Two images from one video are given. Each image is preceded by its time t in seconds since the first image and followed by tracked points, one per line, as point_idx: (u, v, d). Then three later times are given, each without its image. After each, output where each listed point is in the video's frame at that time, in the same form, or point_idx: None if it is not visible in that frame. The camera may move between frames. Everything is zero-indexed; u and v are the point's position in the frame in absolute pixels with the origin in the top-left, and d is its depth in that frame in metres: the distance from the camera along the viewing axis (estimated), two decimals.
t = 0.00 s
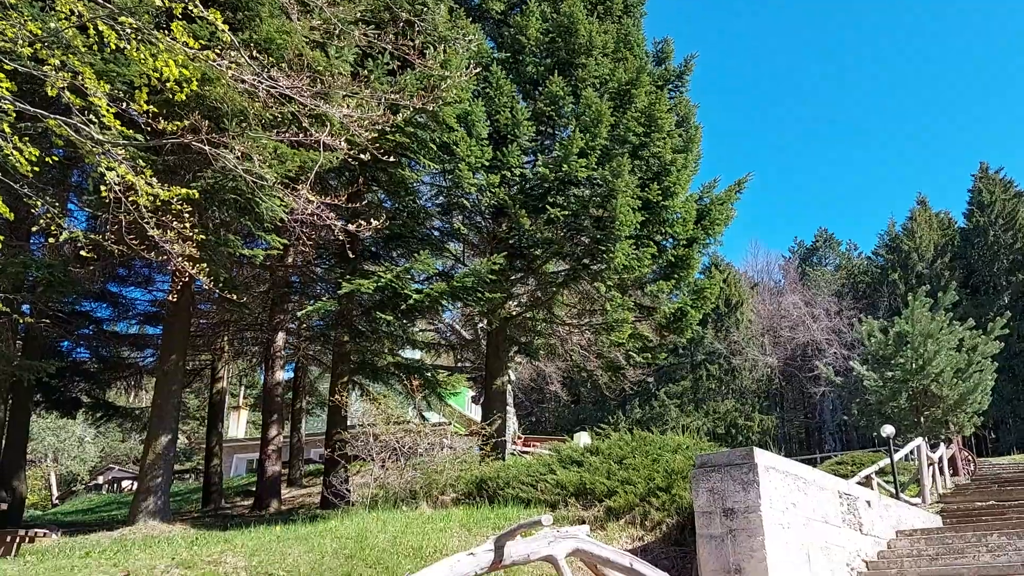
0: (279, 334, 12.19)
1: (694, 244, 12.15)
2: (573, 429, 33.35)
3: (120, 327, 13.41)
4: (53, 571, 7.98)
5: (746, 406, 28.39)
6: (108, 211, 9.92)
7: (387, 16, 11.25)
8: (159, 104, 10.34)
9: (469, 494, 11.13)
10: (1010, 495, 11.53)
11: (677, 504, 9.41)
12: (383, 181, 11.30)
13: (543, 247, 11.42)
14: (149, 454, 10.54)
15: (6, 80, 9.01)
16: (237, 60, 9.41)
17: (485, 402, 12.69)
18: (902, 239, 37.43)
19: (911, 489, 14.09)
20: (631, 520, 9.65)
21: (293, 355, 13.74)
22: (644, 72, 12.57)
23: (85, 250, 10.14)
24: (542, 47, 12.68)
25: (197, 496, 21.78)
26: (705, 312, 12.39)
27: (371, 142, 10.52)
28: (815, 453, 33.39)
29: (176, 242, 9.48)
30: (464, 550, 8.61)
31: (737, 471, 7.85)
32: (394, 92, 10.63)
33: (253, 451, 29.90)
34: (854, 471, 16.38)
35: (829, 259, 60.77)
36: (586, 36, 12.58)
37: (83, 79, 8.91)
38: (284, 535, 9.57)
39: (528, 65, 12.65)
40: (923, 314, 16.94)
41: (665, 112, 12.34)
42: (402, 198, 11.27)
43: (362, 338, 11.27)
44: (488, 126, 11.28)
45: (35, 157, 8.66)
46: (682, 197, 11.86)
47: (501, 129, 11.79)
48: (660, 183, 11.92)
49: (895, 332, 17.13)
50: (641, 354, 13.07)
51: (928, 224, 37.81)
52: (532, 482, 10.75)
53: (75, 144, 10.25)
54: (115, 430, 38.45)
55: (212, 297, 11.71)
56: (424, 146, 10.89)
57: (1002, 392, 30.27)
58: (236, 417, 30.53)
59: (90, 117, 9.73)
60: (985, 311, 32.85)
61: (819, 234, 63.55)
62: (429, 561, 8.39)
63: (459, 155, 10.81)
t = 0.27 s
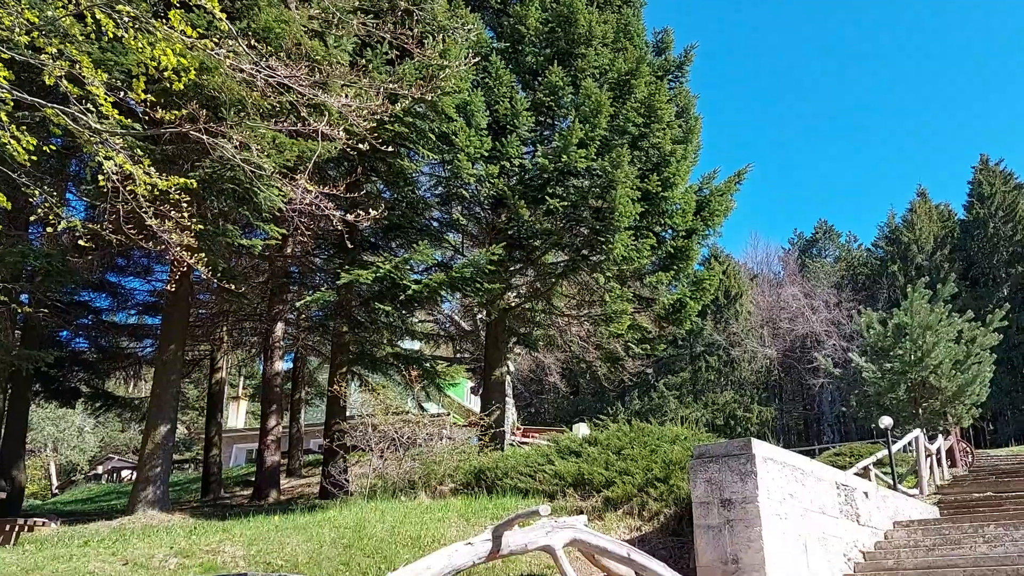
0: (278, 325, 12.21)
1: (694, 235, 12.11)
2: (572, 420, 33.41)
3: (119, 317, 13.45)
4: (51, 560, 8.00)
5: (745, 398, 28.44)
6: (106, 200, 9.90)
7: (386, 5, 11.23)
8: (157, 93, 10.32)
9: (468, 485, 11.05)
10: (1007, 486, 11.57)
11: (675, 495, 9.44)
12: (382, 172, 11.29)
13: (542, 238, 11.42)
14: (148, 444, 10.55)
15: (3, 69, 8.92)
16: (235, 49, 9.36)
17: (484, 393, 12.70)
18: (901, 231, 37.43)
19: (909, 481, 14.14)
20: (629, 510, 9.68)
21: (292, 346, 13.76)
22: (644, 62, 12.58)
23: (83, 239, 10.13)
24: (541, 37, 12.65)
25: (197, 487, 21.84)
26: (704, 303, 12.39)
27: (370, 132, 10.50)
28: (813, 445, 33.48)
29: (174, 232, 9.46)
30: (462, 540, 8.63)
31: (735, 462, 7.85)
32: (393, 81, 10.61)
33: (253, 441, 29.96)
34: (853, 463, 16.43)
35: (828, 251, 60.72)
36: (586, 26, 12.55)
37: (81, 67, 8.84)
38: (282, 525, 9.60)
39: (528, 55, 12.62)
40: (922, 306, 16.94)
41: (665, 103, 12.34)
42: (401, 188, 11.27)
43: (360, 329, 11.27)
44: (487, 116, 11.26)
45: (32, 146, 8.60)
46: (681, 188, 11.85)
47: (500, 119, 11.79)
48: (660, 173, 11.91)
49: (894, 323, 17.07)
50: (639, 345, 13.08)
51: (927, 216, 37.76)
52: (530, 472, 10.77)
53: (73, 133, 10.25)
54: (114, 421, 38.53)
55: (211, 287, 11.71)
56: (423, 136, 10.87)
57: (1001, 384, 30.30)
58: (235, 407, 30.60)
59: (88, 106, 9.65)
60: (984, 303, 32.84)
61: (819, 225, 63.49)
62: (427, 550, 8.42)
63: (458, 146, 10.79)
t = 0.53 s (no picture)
0: (277, 318, 12.22)
1: (693, 229, 12.11)
2: (571, 413, 33.47)
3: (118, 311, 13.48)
4: (50, 552, 8.03)
5: (744, 392, 28.49)
6: (104, 193, 9.89)
7: None
8: (155, 87, 10.32)
9: (466, 479, 10.99)
10: (1004, 481, 11.60)
11: (673, 489, 9.46)
12: (380, 165, 11.29)
13: (541, 232, 11.42)
14: (146, 437, 10.57)
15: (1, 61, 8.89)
16: (234, 42, 9.33)
17: (483, 387, 12.71)
18: (901, 226, 37.42)
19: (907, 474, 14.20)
20: (627, 504, 9.70)
21: (291, 339, 13.80)
22: (644, 56, 12.58)
23: (81, 233, 10.13)
24: (541, 31, 12.63)
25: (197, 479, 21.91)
26: (704, 298, 12.42)
27: (369, 125, 10.50)
28: (812, 439, 33.57)
29: (172, 225, 9.46)
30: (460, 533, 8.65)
31: (733, 456, 7.86)
32: (392, 75, 10.60)
33: (252, 435, 29.97)
34: (851, 456, 16.47)
35: (828, 246, 60.70)
36: (585, 20, 12.55)
37: (78, 60, 8.80)
38: (280, 518, 9.62)
39: (527, 48, 12.60)
40: (921, 300, 16.97)
41: (664, 97, 12.25)
42: (400, 182, 11.27)
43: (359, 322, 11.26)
44: (486, 110, 11.27)
45: (30, 138, 8.57)
46: (681, 182, 11.86)
47: (500, 113, 11.80)
48: (659, 167, 11.92)
49: (893, 318, 17.07)
50: (639, 339, 13.12)
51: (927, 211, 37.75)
52: (529, 466, 10.78)
53: (71, 126, 10.25)
54: (114, 413, 38.62)
55: (210, 280, 11.72)
56: (422, 130, 10.87)
57: (999, 378, 30.34)
58: (234, 399, 30.65)
59: (86, 99, 9.60)
60: (983, 297, 32.85)
61: (819, 219, 63.42)
62: (425, 543, 8.44)
63: (457, 139, 10.81)
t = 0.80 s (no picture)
0: (277, 310, 12.23)
1: (692, 223, 12.11)
2: (571, 407, 33.52)
3: (118, 302, 13.50)
4: (49, 543, 8.07)
5: (743, 386, 28.54)
6: (104, 185, 9.88)
7: None
8: (154, 78, 10.30)
9: (465, 471, 11.09)
10: (1002, 476, 11.64)
11: (671, 482, 9.50)
12: (380, 158, 11.28)
13: (540, 225, 11.44)
14: (146, 428, 10.60)
15: None
16: (233, 34, 9.31)
17: (482, 380, 12.75)
18: (901, 221, 37.41)
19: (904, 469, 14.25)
20: (625, 497, 9.72)
21: (291, 332, 13.83)
22: (644, 50, 12.57)
23: (80, 224, 10.14)
24: (541, 23, 12.62)
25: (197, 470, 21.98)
26: (702, 292, 12.45)
27: (368, 118, 10.49)
28: (811, 433, 33.63)
29: (171, 217, 9.46)
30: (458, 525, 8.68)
31: (731, 450, 7.88)
32: (392, 67, 10.58)
33: (251, 427, 30.00)
34: (849, 451, 16.51)
35: (828, 240, 60.66)
36: (585, 13, 12.53)
37: (77, 51, 8.77)
38: (279, 510, 9.66)
39: (527, 41, 12.58)
40: (920, 295, 16.97)
41: (664, 90, 12.33)
42: (399, 174, 11.26)
43: (358, 315, 11.29)
44: (486, 103, 11.27)
45: (29, 129, 8.56)
46: (680, 176, 11.86)
47: (499, 106, 11.79)
48: (659, 161, 11.92)
49: (892, 312, 17.08)
50: (638, 332, 13.16)
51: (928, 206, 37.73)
52: (527, 459, 10.80)
53: (70, 117, 10.23)
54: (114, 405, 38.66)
55: (209, 273, 11.74)
56: (422, 123, 10.86)
57: (999, 374, 30.36)
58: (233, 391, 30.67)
59: (84, 90, 9.57)
60: (983, 293, 32.84)
61: (820, 213, 63.32)
62: (423, 535, 8.47)
63: (457, 132, 10.80)
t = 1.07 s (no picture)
0: (274, 305, 12.13)
1: (690, 218, 12.10)
2: (568, 403, 33.54)
3: (115, 296, 13.48)
4: (44, 535, 8.05)
5: (740, 382, 28.56)
6: (100, 177, 9.84)
7: None
8: (151, 70, 10.26)
9: (462, 466, 11.09)
10: (998, 472, 11.65)
11: (667, 477, 9.50)
12: (377, 151, 11.25)
13: (538, 220, 11.43)
14: (142, 422, 10.58)
15: None
16: (230, 26, 9.26)
17: (480, 374, 12.73)
18: (900, 218, 37.43)
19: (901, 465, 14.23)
20: (621, 492, 9.73)
21: (288, 326, 13.81)
22: (643, 44, 12.55)
23: (77, 216, 10.10)
24: (540, 17, 12.59)
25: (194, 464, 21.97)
26: (700, 288, 12.45)
27: (366, 111, 10.46)
28: (808, 430, 33.67)
29: (168, 210, 9.42)
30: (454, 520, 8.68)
31: (728, 445, 7.87)
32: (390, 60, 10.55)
33: (247, 422, 29.96)
34: (846, 447, 16.52)
35: (826, 237, 60.63)
36: (584, 7, 12.52)
37: (73, 42, 8.72)
38: (275, 503, 9.65)
39: (526, 35, 12.55)
40: (918, 292, 16.98)
41: (663, 85, 12.33)
42: (397, 168, 11.23)
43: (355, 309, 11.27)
44: (484, 97, 11.26)
45: (25, 121, 8.51)
46: (679, 171, 11.85)
47: (498, 100, 11.77)
48: (658, 156, 11.90)
49: (889, 309, 17.04)
50: (636, 328, 13.16)
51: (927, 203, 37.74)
52: (524, 454, 10.79)
53: (67, 109, 10.19)
54: (111, 399, 38.64)
55: (206, 266, 11.71)
56: (419, 117, 10.84)
57: (996, 370, 30.41)
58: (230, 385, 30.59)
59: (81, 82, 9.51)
60: (982, 289, 32.88)
61: (818, 209, 63.29)
62: (419, 529, 8.46)
63: (455, 126, 10.79)
